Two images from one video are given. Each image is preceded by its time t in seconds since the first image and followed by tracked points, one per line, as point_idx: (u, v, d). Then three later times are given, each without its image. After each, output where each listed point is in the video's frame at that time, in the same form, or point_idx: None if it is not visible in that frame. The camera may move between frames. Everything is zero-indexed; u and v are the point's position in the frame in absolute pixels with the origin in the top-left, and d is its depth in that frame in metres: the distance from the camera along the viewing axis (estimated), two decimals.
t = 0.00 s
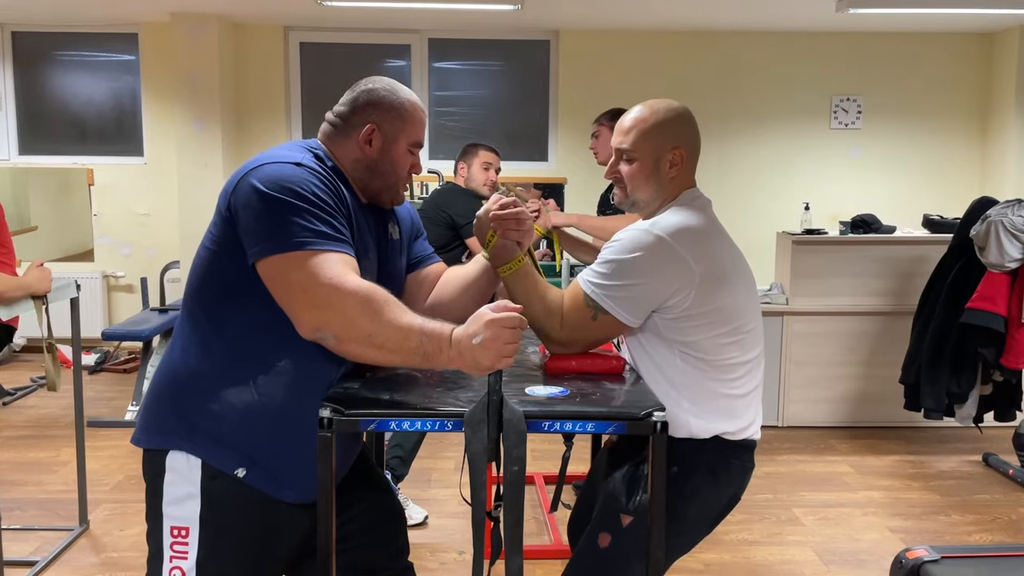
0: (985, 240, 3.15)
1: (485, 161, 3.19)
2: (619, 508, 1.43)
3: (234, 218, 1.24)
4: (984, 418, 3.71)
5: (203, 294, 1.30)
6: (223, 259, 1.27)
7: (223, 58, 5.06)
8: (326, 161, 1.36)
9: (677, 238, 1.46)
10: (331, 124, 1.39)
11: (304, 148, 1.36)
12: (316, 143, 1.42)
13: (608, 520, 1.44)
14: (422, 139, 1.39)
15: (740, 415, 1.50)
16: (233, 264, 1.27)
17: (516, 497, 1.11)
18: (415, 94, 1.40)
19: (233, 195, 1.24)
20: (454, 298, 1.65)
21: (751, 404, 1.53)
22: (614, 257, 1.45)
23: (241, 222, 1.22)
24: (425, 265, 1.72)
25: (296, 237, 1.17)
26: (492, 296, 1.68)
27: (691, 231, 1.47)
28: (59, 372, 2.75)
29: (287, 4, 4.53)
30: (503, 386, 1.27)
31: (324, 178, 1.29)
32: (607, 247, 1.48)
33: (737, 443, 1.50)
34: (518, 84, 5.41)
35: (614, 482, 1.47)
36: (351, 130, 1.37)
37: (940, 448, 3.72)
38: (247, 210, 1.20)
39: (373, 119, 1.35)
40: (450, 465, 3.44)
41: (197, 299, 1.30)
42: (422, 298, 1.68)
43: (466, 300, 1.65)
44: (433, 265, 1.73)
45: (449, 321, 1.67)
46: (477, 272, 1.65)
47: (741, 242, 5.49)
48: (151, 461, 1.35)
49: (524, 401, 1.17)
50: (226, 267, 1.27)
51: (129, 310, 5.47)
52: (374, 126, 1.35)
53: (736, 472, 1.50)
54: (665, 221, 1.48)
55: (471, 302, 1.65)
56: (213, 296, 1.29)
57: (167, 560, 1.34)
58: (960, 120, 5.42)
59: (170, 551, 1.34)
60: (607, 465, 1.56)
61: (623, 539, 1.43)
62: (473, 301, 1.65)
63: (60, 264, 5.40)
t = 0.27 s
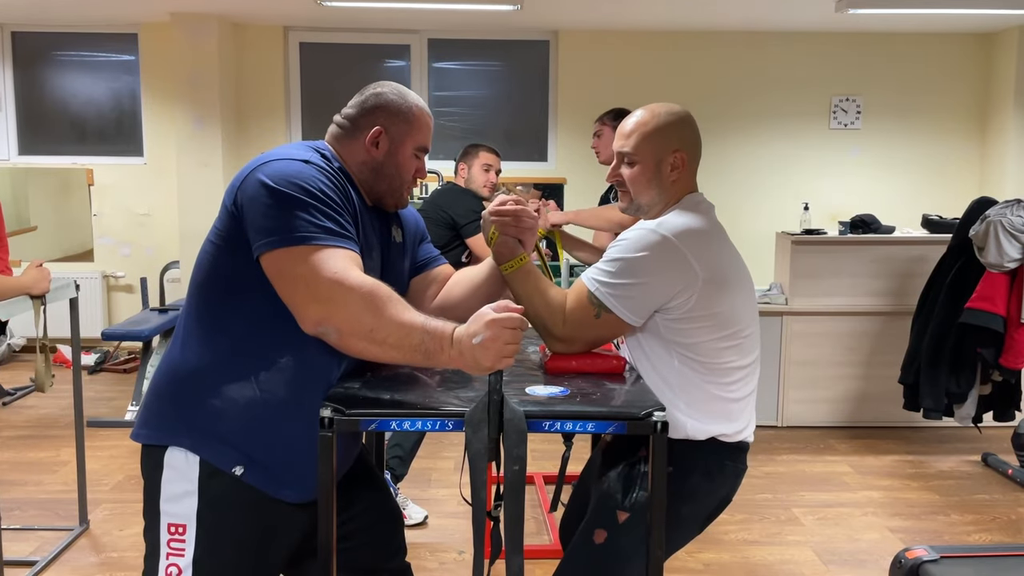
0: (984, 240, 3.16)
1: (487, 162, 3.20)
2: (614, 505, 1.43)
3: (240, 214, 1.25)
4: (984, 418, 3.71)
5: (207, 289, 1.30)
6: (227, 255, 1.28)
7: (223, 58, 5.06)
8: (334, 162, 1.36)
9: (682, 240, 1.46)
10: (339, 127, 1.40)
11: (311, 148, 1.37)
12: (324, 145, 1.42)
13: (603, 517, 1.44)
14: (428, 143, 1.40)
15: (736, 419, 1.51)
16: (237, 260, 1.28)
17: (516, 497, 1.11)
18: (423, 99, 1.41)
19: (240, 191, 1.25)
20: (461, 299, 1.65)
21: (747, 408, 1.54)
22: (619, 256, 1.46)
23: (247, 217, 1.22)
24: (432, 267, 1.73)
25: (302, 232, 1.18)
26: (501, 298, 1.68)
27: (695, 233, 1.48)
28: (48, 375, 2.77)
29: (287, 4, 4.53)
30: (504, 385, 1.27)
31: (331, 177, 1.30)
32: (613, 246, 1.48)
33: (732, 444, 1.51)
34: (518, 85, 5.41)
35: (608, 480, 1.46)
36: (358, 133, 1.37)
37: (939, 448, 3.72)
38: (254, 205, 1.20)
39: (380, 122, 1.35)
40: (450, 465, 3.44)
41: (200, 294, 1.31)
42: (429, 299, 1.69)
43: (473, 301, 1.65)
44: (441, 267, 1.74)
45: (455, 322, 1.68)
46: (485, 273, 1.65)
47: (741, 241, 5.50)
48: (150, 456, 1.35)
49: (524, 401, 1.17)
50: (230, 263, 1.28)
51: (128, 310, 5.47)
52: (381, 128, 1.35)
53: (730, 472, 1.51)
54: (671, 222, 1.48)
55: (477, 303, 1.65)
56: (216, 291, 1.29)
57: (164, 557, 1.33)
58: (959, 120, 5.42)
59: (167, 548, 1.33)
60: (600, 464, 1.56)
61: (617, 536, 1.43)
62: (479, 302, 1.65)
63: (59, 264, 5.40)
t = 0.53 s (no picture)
0: (983, 240, 3.16)
1: (489, 165, 3.20)
2: (612, 504, 1.44)
3: (237, 212, 1.25)
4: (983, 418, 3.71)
5: (204, 288, 1.30)
6: (224, 253, 1.28)
7: (222, 58, 5.06)
8: (331, 161, 1.36)
9: (681, 236, 1.46)
10: (335, 127, 1.40)
11: (308, 148, 1.37)
12: (320, 144, 1.42)
13: (602, 515, 1.44)
14: (424, 141, 1.40)
15: (734, 417, 1.51)
16: (234, 258, 1.28)
17: (517, 497, 1.11)
18: (418, 97, 1.41)
19: (236, 190, 1.25)
20: (460, 298, 1.65)
21: (744, 406, 1.54)
22: (618, 254, 1.46)
23: (243, 215, 1.22)
24: (430, 265, 1.73)
25: (299, 230, 1.18)
26: (499, 298, 1.68)
27: (693, 230, 1.48)
28: (50, 375, 2.78)
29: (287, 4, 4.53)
30: (503, 385, 1.27)
31: (327, 175, 1.30)
32: (612, 244, 1.48)
33: (729, 442, 1.51)
34: (518, 85, 5.41)
35: (606, 479, 1.47)
36: (354, 132, 1.37)
37: (938, 447, 3.72)
38: (250, 203, 1.20)
39: (375, 121, 1.35)
40: (449, 465, 3.44)
41: (197, 293, 1.31)
42: (428, 298, 1.69)
43: (472, 301, 1.65)
44: (439, 267, 1.74)
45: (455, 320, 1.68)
46: (484, 273, 1.65)
47: (740, 241, 5.50)
48: (149, 455, 1.34)
49: (523, 401, 1.17)
50: (227, 261, 1.28)
51: (128, 310, 5.47)
52: (377, 128, 1.35)
53: (727, 471, 1.52)
54: (669, 218, 1.48)
55: (477, 302, 1.66)
56: (214, 289, 1.29)
57: (163, 554, 1.33)
58: (958, 121, 5.42)
59: (166, 546, 1.33)
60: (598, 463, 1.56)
61: (616, 534, 1.43)
62: (479, 301, 1.66)
63: (59, 264, 5.40)
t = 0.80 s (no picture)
0: (983, 240, 3.16)
1: (489, 167, 3.21)
2: (619, 505, 1.42)
3: (235, 210, 1.25)
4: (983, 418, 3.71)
5: (203, 285, 1.30)
6: (223, 250, 1.28)
7: (222, 58, 5.06)
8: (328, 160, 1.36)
9: (678, 235, 1.46)
10: (332, 126, 1.40)
11: (305, 147, 1.37)
12: (317, 143, 1.42)
13: (608, 516, 1.43)
14: (422, 140, 1.40)
15: (732, 415, 1.51)
16: (233, 255, 1.28)
17: (517, 497, 1.11)
18: (415, 96, 1.41)
19: (234, 187, 1.25)
20: (459, 298, 1.66)
21: (742, 404, 1.55)
22: (617, 254, 1.46)
23: (242, 212, 1.22)
24: (429, 265, 1.73)
25: (300, 225, 1.18)
26: (497, 298, 1.68)
27: (690, 229, 1.48)
28: (46, 375, 2.76)
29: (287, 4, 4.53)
30: (503, 385, 1.27)
31: (325, 172, 1.31)
32: (610, 243, 1.48)
33: (728, 441, 1.51)
34: (518, 85, 5.41)
35: (610, 481, 1.45)
36: (351, 131, 1.37)
37: (938, 447, 3.72)
38: (250, 199, 1.21)
39: (373, 119, 1.35)
40: (449, 465, 3.44)
41: (196, 290, 1.31)
42: (427, 298, 1.69)
43: (470, 301, 1.65)
44: (437, 266, 1.74)
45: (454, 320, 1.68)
46: (482, 273, 1.65)
47: (741, 241, 5.50)
48: (147, 454, 1.34)
49: (523, 401, 1.17)
50: (227, 258, 1.28)
51: (128, 310, 5.46)
52: (374, 125, 1.35)
53: (728, 470, 1.52)
54: (667, 217, 1.48)
55: (475, 302, 1.66)
56: (213, 287, 1.29)
57: (162, 554, 1.33)
58: (958, 121, 5.42)
59: (165, 546, 1.33)
60: (598, 464, 1.55)
61: (622, 535, 1.42)
62: (477, 301, 1.66)
63: (59, 264, 5.40)
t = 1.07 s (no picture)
0: (983, 240, 3.16)
1: (490, 169, 3.20)
2: (610, 506, 1.42)
3: (235, 207, 1.25)
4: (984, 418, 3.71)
5: (204, 283, 1.30)
6: (224, 248, 1.28)
7: (222, 57, 5.06)
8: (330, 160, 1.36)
9: (681, 238, 1.46)
10: (334, 127, 1.40)
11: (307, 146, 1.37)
12: (319, 144, 1.42)
13: (599, 517, 1.43)
14: (423, 140, 1.40)
15: (726, 421, 1.51)
16: (234, 253, 1.28)
17: (517, 498, 1.11)
18: (416, 97, 1.41)
19: (235, 184, 1.25)
20: (459, 298, 1.66)
21: (736, 410, 1.55)
22: (619, 256, 1.46)
23: (243, 209, 1.22)
24: (431, 265, 1.73)
25: (301, 221, 1.18)
26: (497, 298, 1.68)
27: (692, 232, 1.48)
28: (44, 376, 2.75)
29: (287, 4, 4.53)
30: (504, 385, 1.27)
31: (326, 169, 1.31)
32: (612, 245, 1.48)
33: (720, 445, 1.51)
34: (518, 85, 5.42)
35: (601, 482, 1.45)
36: (353, 131, 1.37)
37: (938, 447, 3.72)
38: (251, 196, 1.21)
39: (375, 119, 1.35)
40: (449, 465, 3.44)
41: (197, 288, 1.31)
42: (427, 298, 1.69)
43: (470, 301, 1.65)
44: (440, 266, 1.74)
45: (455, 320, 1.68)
46: (483, 273, 1.65)
47: (741, 241, 5.50)
48: (145, 452, 1.33)
49: (524, 401, 1.17)
50: (228, 256, 1.28)
51: (128, 310, 5.46)
52: (376, 125, 1.35)
53: (720, 473, 1.52)
54: (669, 220, 1.48)
55: (475, 302, 1.66)
56: (213, 285, 1.29)
57: (162, 555, 1.33)
58: (958, 121, 5.42)
59: (165, 546, 1.33)
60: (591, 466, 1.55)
61: (613, 536, 1.42)
62: (477, 300, 1.66)
63: (59, 264, 5.40)
